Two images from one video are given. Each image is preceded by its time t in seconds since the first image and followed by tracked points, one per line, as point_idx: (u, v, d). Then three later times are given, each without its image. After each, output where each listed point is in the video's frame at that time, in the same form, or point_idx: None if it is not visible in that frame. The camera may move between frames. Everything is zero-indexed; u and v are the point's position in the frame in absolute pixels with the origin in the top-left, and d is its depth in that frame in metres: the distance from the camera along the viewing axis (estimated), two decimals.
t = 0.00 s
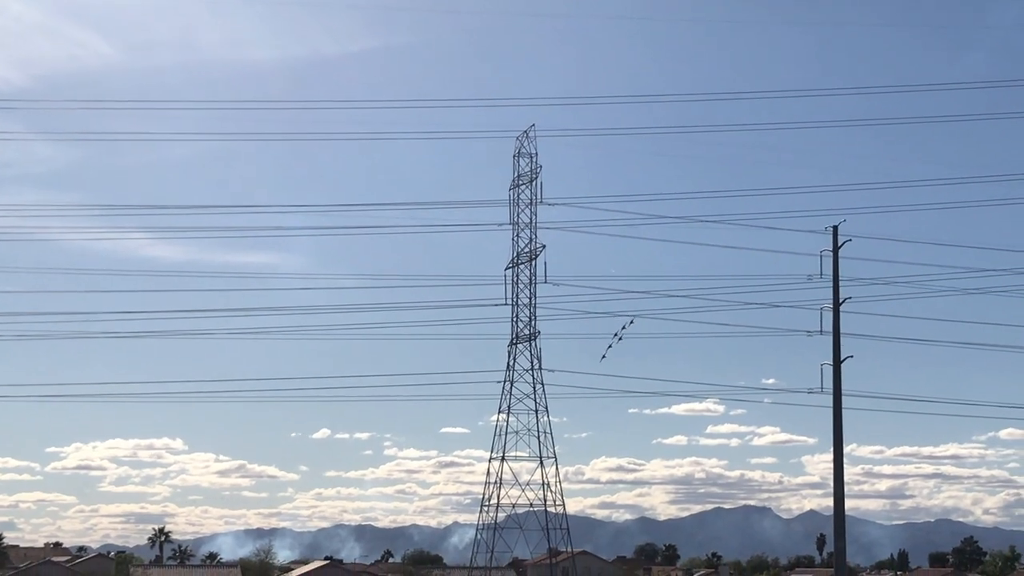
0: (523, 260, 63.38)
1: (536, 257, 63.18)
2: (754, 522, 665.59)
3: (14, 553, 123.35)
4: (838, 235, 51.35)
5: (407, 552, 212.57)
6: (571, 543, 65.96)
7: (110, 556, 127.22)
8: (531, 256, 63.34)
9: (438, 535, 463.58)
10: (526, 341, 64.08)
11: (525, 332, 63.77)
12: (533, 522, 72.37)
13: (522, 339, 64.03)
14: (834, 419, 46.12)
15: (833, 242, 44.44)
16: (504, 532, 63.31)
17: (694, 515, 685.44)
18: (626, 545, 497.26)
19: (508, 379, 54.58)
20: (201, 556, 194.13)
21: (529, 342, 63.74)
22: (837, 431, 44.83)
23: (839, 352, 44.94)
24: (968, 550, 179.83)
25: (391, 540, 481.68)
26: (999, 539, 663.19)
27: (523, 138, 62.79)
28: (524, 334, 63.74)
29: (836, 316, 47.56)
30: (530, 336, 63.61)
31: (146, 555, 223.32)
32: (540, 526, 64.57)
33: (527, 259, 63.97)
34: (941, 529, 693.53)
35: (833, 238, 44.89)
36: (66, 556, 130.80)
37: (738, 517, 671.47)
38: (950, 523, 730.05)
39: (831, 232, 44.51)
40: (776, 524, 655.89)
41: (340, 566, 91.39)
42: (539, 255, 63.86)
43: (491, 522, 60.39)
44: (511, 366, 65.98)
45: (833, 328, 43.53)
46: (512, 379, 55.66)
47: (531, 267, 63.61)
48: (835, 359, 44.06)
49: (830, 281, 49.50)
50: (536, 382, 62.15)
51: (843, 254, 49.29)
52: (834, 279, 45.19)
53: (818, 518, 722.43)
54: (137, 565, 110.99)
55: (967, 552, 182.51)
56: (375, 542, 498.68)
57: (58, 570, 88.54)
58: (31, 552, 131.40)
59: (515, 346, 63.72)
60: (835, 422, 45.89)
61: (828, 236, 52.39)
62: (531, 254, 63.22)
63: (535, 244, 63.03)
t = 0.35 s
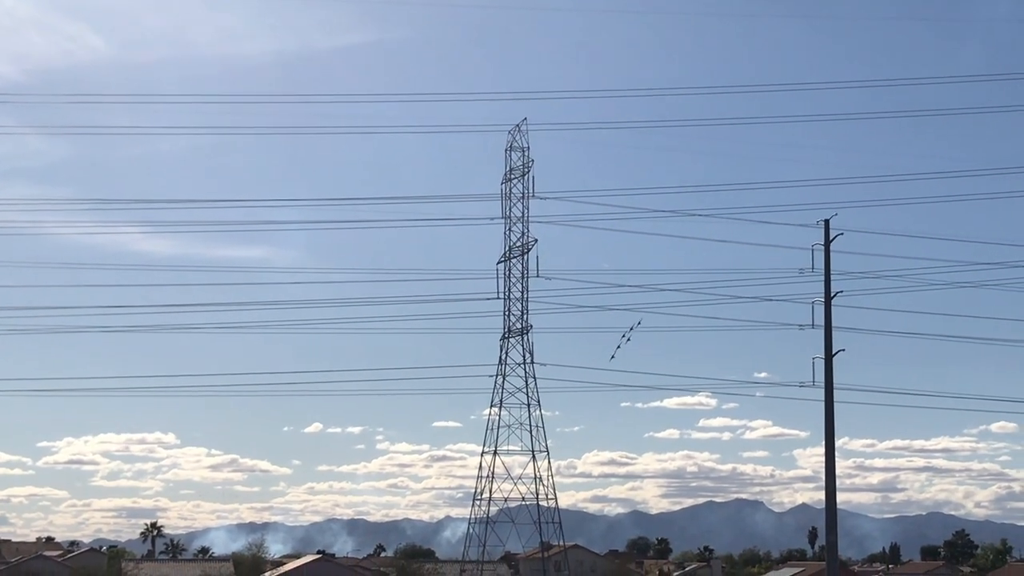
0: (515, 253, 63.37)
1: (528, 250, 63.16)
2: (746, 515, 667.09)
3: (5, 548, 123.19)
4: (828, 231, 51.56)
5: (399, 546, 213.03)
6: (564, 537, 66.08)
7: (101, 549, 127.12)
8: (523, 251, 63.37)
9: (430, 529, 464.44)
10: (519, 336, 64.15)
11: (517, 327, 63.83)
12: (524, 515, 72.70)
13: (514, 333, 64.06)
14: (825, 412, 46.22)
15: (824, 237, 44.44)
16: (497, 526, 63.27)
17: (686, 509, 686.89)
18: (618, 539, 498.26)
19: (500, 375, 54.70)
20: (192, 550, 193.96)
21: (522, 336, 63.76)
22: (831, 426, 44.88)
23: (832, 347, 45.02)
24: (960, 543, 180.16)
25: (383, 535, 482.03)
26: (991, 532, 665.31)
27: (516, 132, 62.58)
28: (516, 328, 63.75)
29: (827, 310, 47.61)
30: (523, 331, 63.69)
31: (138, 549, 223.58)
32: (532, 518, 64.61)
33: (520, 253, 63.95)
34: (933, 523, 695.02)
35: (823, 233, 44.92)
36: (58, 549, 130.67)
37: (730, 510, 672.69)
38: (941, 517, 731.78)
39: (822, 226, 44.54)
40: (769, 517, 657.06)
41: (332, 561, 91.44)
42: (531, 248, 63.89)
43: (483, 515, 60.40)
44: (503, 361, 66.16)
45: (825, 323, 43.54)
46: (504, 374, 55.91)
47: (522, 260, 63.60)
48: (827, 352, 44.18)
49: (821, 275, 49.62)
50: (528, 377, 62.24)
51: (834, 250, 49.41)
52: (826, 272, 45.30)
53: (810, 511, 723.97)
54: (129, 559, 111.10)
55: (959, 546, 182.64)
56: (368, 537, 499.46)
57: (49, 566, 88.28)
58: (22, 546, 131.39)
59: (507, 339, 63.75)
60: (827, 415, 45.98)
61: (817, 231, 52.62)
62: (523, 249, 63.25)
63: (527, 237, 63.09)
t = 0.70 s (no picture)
0: (509, 250, 63.46)
1: (522, 247, 63.29)
2: (740, 510, 667.65)
3: None
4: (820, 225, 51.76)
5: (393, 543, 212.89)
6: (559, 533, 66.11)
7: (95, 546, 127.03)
8: (517, 247, 63.34)
9: (424, 526, 464.46)
10: (512, 332, 64.17)
11: (511, 323, 63.82)
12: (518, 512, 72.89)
13: (508, 329, 64.13)
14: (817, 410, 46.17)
15: (817, 232, 44.41)
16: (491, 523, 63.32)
17: (680, 504, 687.61)
18: (612, 535, 498.70)
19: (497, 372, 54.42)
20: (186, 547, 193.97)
21: (516, 332, 63.83)
22: (823, 420, 45.08)
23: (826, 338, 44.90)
24: (954, 539, 180.45)
25: (377, 531, 482.76)
26: (984, 527, 666.21)
27: (510, 131, 62.58)
28: (510, 325, 63.80)
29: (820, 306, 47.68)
30: (517, 327, 63.67)
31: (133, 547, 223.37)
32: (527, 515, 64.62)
33: (513, 250, 64.02)
34: (927, 518, 695.87)
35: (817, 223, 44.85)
36: (51, 547, 130.73)
37: (724, 506, 673.32)
38: (935, 511, 733.08)
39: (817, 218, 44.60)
40: (763, 513, 657.43)
41: (326, 558, 91.29)
42: (524, 246, 63.95)
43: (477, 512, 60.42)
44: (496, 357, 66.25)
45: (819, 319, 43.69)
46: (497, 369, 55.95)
47: (517, 256, 63.66)
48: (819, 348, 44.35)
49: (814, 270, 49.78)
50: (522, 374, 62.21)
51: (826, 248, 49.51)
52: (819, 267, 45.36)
53: (805, 506, 724.26)
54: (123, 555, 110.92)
55: (953, 541, 182.85)
56: (362, 534, 499.22)
57: (42, 564, 88.20)
58: (17, 544, 131.43)
59: (502, 335, 63.80)
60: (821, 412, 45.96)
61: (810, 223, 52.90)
62: (517, 245, 63.24)
63: (521, 234, 63.18)
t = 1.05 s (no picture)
0: (504, 249, 63.46)
1: (517, 246, 63.26)
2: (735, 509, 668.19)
3: None
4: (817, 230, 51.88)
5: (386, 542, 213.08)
6: (553, 532, 66.15)
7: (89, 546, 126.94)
8: (512, 247, 63.39)
9: (420, 524, 465.01)
10: (508, 331, 64.15)
11: (506, 322, 63.84)
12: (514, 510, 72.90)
13: (503, 328, 64.10)
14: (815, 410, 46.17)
15: (812, 232, 44.53)
16: (486, 521, 63.34)
17: (675, 503, 688.36)
18: (608, 534, 499.11)
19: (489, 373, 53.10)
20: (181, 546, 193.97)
21: (511, 330, 63.81)
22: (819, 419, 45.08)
23: (820, 345, 45.00)
24: (948, 537, 180.61)
25: (373, 531, 483.24)
26: (979, 526, 667.28)
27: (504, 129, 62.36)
28: (505, 323, 63.80)
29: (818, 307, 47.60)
30: (512, 325, 63.71)
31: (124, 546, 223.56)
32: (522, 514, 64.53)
33: (509, 249, 63.99)
34: (921, 516, 697.09)
35: (813, 228, 44.94)
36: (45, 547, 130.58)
37: (719, 504, 673.90)
38: (930, 510, 734.12)
39: (811, 221, 44.60)
40: (757, 511, 658.33)
41: (320, 557, 91.17)
42: (519, 245, 63.90)
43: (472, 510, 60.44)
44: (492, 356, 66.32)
45: (813, 319, 43.85)
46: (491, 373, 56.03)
47: (512, 255, 63.67)
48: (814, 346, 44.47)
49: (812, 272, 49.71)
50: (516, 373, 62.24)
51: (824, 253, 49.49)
52: (816, 271, 45.54)
53: (799, 505, 724.92)
54: (119, 554, 111.01)
55: (947, 539, 183.17)
56: (357, 532, 499.94)
57: (36, 562, 88.28)
58: (11, 543, 131.37)
59: (497, 334, 63.79)
60: (819, 409, 45.96)
61: (811, 225, 53.29)
62: (512, 245, 63.28)
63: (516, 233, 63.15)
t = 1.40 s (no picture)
0: (497, 247, 63.45)
1: (511, 244, 63.23)
2: (730, 507, 669.19)
3: None
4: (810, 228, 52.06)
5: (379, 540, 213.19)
6: (547, 531, 66.10)
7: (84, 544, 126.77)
8: (506, 244, 63.41)
9: (414, 523, 464.72)
10: (502, 329, 64.17)
11: (500, 320, 63.85)
12: (507, 509, 72.87)
13: (498, 326, 64.12)
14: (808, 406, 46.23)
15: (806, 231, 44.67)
16: (480, 519, 63.37)
17: (669, 502, 689.21)
18: (603, 532, 499.36)
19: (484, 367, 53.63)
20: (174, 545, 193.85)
21: (505, 329, 63.84)
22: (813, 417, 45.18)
23: (814, 343, 45.11)
24: (941, 535, 181.06)
25: (367, 529, 483.25)
26: (973, 525, 668.14)
27: (499, 126, 62.38)
28: (500, 321, 63.83)
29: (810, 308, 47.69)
30: (506, 324, 63.73)
31: (119, 545, 223.09)
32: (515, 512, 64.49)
33: (502, 247, 63.99)
34: (915, 514, 698.97)
35: (806, 226, 44.98)
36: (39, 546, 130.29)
37: (713, 503, 675.08)
38: (923, 509, 736.07)
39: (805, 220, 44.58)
40: (752, 510, 658.26)
41: (315, 555, 90.95)
42: (513, 242, 63.88)
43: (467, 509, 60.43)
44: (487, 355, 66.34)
45: (807, 316, 44.02)
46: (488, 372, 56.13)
47: (506, 254, 63.66)
48: (809, 343, 44.69)
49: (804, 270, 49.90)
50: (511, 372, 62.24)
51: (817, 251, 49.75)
52: (810, 268, 45.57)
53: (794, 504, 725.25)
54: (112, 553, 110.75)
55: (941, 537, 183.43)
56: (352, 530, 499.57)
57: (30, 560, 88.28)
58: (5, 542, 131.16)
59: (491, 332, 63.85)
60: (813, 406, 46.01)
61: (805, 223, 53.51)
62: (506, 242, 63.27)
63: (509, 231, 63.13)
